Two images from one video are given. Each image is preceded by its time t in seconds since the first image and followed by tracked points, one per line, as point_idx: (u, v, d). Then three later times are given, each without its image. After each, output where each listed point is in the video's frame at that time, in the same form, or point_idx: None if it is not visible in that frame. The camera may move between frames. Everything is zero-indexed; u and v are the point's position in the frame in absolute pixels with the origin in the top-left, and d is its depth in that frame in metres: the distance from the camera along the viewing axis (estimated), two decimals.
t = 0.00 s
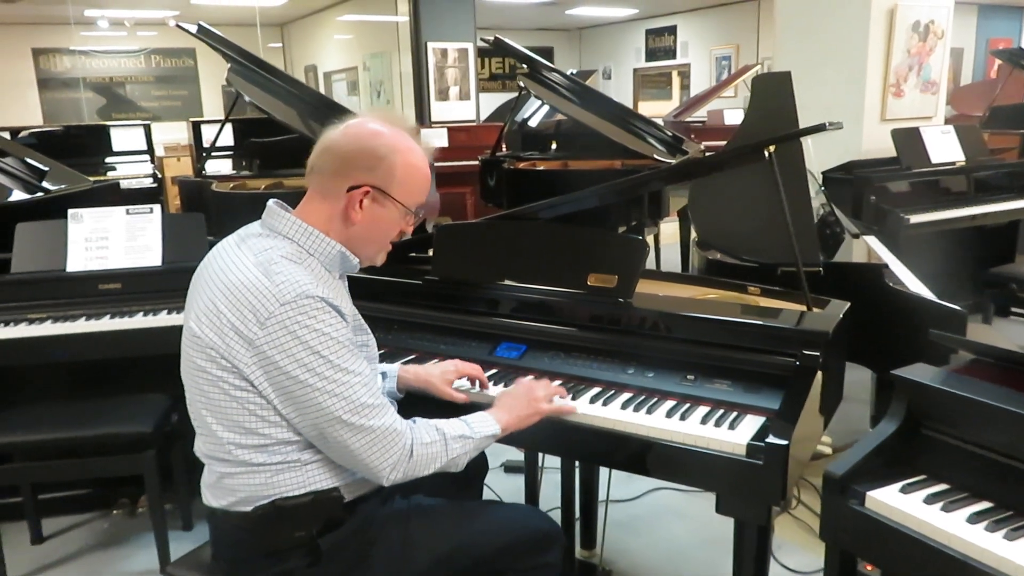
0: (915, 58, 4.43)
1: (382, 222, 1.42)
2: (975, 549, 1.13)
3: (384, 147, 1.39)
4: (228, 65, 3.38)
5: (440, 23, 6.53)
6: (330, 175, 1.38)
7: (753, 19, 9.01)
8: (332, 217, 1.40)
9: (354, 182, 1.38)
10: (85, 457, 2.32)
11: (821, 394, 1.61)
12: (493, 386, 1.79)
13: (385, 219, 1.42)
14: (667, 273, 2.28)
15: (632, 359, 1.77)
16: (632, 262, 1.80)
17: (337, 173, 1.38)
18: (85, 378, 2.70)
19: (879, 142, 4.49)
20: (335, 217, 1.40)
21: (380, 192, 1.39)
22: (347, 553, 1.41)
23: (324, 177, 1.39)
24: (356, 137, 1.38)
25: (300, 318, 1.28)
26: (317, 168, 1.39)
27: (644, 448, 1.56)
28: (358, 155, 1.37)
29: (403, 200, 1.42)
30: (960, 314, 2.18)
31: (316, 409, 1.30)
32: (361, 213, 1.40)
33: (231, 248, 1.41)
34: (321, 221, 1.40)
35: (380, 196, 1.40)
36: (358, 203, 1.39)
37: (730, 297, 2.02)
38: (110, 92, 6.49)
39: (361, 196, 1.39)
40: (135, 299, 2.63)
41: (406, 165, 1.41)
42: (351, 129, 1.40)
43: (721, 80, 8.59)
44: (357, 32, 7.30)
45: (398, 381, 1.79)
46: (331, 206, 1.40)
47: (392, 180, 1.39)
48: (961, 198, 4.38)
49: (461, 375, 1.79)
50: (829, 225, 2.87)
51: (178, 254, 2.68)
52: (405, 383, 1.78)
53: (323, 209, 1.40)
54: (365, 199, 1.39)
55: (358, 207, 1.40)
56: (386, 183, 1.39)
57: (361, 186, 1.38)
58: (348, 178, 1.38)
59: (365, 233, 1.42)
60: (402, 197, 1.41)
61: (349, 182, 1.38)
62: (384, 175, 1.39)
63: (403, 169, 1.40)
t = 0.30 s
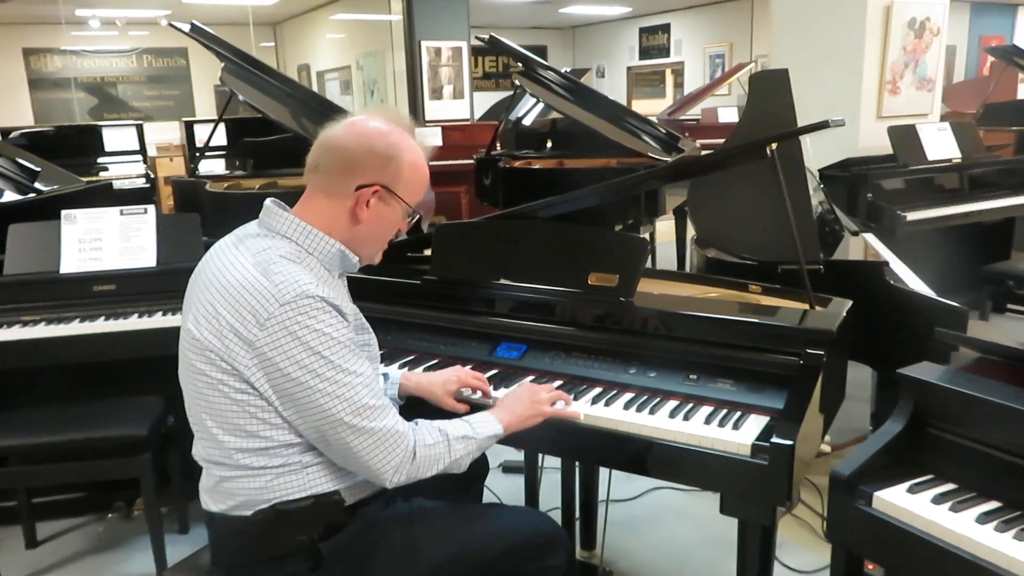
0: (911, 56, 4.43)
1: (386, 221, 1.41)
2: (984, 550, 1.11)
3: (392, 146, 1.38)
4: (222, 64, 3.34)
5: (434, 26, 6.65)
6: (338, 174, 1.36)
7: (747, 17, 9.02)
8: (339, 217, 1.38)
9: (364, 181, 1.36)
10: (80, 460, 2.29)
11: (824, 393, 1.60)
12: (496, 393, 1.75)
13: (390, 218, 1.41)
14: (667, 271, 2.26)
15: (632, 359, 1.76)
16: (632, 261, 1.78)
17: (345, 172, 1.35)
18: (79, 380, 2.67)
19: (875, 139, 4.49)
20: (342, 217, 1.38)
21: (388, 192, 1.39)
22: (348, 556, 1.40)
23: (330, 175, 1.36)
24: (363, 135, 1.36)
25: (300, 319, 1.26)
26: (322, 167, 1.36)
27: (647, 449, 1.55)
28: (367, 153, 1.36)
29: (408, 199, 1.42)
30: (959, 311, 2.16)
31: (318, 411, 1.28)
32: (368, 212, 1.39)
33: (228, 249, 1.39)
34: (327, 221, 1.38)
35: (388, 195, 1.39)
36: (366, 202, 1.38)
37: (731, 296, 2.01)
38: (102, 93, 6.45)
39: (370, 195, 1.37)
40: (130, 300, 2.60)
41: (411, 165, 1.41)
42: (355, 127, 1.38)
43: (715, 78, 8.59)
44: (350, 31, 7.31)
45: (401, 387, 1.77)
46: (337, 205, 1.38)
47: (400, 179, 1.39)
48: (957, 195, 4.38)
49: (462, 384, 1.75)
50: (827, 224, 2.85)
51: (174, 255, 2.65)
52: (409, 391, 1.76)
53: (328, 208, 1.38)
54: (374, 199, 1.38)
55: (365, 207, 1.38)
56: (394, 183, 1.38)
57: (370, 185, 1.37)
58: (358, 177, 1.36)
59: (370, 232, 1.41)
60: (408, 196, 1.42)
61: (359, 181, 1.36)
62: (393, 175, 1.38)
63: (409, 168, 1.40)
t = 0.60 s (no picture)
0: (904, 53, 4.44)
1: (377, 215, 1.43)
2: (999, 552, 1.10)
3: (382, 141, 1.39)
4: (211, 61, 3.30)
5: (425, 21, 6.60)
6: (332, 171, 1.35)
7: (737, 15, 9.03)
8: (334, 214, 1.38)
9: (358, 177, 1.37)
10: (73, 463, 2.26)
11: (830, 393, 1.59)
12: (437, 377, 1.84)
13: (380, 211, 1.43)
14: (668, 271, 2.25)
15: (636, 359, 1.74)
16: (635, 260, 1.77)
17: (342, 170, 1.35)
18: (70, 382, 2.63)
19: (868, 136, 4.49)
20: (336, 214, 1.38)
21: (380, 186, 1.40)
22: (352, 562, 1.37)
23: (326, 172, 1.35)
24: (356, 131, 1.36)
25: (307, 317, 1.24)
26: (315, 164, 1.35)
27: (653, 450, 1.53)
28: (361, 150, 1.36)
29: (396, 191, 1.44)
30: (963, 310, 2.14)
31: (327, 412, 1.26)
32: (362, 208, 1.40)
33: (218, 251, 1.35)
34: (322, 219, 1.37)
35: (381, 189, 1.40)
36: (360, 198, 1.39)
37: (733, 296, 1.99)
38: (88, 90, 6.36)
39: (365, 190, 1.38)
40: (123, 301, 2.57)
41: (398, 158, 1.43)
42: (342, 122, 1.37)
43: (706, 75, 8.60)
44: (338, 26, 7.26)
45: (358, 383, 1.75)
46: (333, 202, 1.37)
47: (389, 172, 1.41)
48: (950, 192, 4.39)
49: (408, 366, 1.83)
50: (825, 221, 2.85)
51: (168, 255, 2.62)
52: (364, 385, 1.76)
53: (324, 205, 1.37)
54: (367, 194, 1.39)
55: (359, 202, 1.39)
56: (385, 177, 1.40)
57: (364, 180, 1.38)
58: (353, 174, 1.36)
59: (363, 227, 1.42)
60: (396, 189, 1.44)
61: (354, 177, 1.37)
62: (385, 169, 1.40)
63: (398, 162, 1.43)
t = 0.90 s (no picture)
0: (898, 53, 4.45)
1: (355, 204, 1.36)
2: (1017, 559, 1.08)
3: (352, 128, 1.32)
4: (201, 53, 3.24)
5: (416, 19, 6.72)
6: (300, 162, 1.29)
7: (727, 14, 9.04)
8: (307, 206, 1.32)
9: (329, 167, 1.30)
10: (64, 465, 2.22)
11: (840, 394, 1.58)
12: (433, 377, 1.81)
13: (358, 200, 1.36)
14: (670, 271, 2.24)
15: (642, 360, 1.72)
16: (642, 260, 1.75)
17: (310, 160, 1.29)
18: (59, 382, 2.58)
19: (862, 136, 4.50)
20: (309, 206, 1.32)
21: (354, 174, 1.33)
22: (356, 568, 1.34)
23: (294, 164, 1.29)
24: (323, 120, 1.30)
25: (298, 314, 1.20)
26: (283, 156, 1.29)
27: (662, 453, 1.51)
28: (329, 138, 1.29)
29: (372, 179, 1.37)
30: (966, 312, 2.16)
31: (323, 409, 1.23)
32: (337, 197, 1.33)
33: (200, 252, 1.29)
34: (295, 212, 1.31)
35: (355, 177, 1.34)
36: (333, 187, 1.32)
37: (738, 296, 1.98)
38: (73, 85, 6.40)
39: (337, 179, 1.31)
40: (115, 300, 2.52)
41: (372, 146, 1.36)
42: (311, 112, 1.31)
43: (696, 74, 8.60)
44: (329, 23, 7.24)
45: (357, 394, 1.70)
46: (305, 194, 1.31)
47: (363, 160, 1.34)
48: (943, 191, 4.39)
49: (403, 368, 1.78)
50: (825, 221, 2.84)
51: (161, 253, 2.58)
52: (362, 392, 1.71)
53: (296, 198, 1.31)
54: (341, 183, 1.32)
55: (333, 192, 1.32)
56: (359, 164, 1.34)
57: (336, 169, 1.31)
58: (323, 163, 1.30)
59: (340, 218, 1.35)
60: (372, 177, 1.37)
61: (324, 167, 1.30)
62: (357, 156, 1.33)
63: (371, 148, 1.36)
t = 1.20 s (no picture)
0: (887, 51, 4.46)
1: (338, 195, 1.28)
2: None
3: (333, 114, 1.24)
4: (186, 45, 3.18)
5: (403, 13, 6.77)
6: (278, 149, 1.21)
7: (713, 10, 9.06)
8: (289, 196, 1.24)
9: (308, 154, 1.22)
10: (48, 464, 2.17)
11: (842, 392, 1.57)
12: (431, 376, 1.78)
13: (342, 189, 1.28)
14: (668, 268, 2.22)
15: (641, 358, 1.70)
16: (643, 259, 1.74)
17: (289, 147, 1.21)
18: (43, 379, 2.53)
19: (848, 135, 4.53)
20: (291, 197, 1.24)
21: (336, 162, 1.25)
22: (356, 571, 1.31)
23: (271, 153, 1.21)
24: (301, 106, 1.23)
25: (289, 308, 1.14)
26: (261, 145, 1.21)
27: (664, 453, 1.49)
28: (307, 124, 1.22)
29: (355, 167, 1.29)
30: (960, 308, 2.19)
31: (318, 407, 1.17)
32: (319, 187, 1.25)
33: (186, 247, 1.22)
34: (276, 203, 1.24)
35: (337, 165, 1.25)
36: (315, 175, 1.24)
37: (737, 293, 1.97)
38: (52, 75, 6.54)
39: (319, 167, 1.24)
40: (100, 296, 2.47)
41: (355, 134, 1.28)
42: (289, 99, 1.24)
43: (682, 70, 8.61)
44: (312, 16, 7.22)
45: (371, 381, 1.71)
46: (286, 185, 1.23)
47: (345, 147, 1.26)
48: (932, 188, 4.41)
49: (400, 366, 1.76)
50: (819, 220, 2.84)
51: (149, 248, 2.53)
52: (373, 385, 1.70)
53: (277, 189, 1.23)
54: (322, 171, 1.24)
55: (315, 180, 1.24)
56: (341, 152, 1.26)
57: (318, 157, 1.23)
58: (303, 151, 1.22)
59: (324, 208, 1.27)
60: (355, 166, 1.29)
61: (304, 155, 1.22)
62: (338, 143, 1.25)
63: (355, 136, 1.28)
